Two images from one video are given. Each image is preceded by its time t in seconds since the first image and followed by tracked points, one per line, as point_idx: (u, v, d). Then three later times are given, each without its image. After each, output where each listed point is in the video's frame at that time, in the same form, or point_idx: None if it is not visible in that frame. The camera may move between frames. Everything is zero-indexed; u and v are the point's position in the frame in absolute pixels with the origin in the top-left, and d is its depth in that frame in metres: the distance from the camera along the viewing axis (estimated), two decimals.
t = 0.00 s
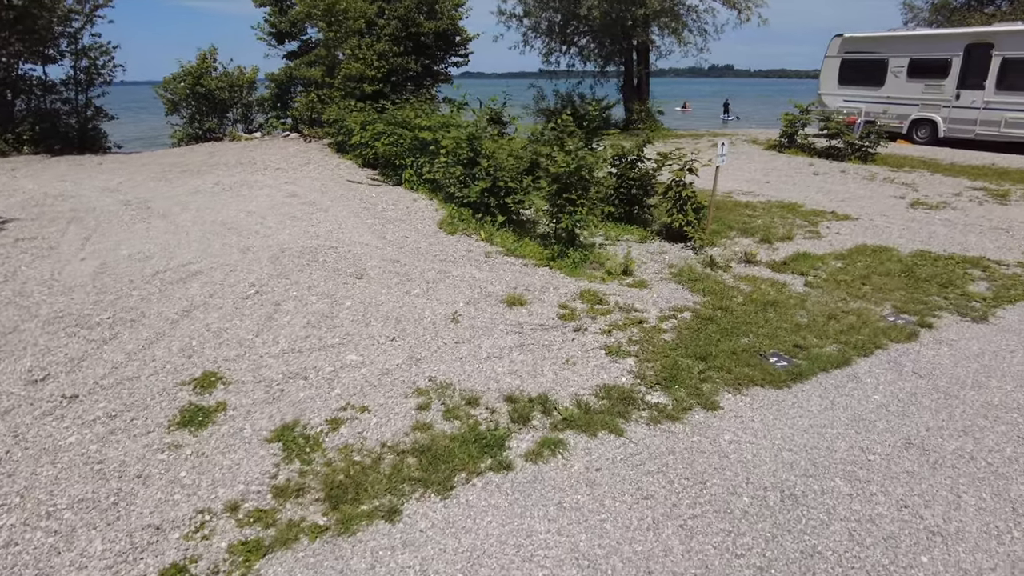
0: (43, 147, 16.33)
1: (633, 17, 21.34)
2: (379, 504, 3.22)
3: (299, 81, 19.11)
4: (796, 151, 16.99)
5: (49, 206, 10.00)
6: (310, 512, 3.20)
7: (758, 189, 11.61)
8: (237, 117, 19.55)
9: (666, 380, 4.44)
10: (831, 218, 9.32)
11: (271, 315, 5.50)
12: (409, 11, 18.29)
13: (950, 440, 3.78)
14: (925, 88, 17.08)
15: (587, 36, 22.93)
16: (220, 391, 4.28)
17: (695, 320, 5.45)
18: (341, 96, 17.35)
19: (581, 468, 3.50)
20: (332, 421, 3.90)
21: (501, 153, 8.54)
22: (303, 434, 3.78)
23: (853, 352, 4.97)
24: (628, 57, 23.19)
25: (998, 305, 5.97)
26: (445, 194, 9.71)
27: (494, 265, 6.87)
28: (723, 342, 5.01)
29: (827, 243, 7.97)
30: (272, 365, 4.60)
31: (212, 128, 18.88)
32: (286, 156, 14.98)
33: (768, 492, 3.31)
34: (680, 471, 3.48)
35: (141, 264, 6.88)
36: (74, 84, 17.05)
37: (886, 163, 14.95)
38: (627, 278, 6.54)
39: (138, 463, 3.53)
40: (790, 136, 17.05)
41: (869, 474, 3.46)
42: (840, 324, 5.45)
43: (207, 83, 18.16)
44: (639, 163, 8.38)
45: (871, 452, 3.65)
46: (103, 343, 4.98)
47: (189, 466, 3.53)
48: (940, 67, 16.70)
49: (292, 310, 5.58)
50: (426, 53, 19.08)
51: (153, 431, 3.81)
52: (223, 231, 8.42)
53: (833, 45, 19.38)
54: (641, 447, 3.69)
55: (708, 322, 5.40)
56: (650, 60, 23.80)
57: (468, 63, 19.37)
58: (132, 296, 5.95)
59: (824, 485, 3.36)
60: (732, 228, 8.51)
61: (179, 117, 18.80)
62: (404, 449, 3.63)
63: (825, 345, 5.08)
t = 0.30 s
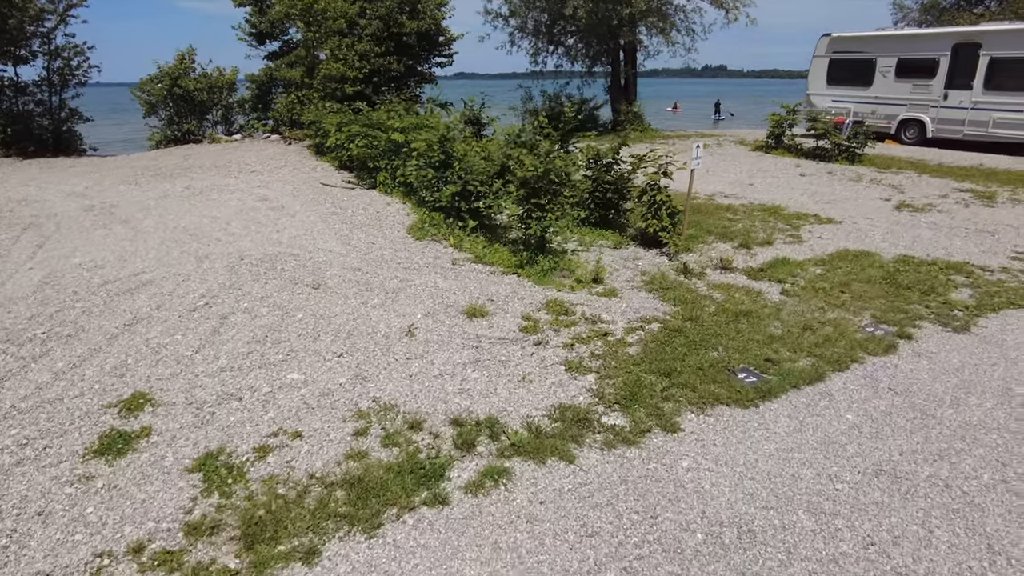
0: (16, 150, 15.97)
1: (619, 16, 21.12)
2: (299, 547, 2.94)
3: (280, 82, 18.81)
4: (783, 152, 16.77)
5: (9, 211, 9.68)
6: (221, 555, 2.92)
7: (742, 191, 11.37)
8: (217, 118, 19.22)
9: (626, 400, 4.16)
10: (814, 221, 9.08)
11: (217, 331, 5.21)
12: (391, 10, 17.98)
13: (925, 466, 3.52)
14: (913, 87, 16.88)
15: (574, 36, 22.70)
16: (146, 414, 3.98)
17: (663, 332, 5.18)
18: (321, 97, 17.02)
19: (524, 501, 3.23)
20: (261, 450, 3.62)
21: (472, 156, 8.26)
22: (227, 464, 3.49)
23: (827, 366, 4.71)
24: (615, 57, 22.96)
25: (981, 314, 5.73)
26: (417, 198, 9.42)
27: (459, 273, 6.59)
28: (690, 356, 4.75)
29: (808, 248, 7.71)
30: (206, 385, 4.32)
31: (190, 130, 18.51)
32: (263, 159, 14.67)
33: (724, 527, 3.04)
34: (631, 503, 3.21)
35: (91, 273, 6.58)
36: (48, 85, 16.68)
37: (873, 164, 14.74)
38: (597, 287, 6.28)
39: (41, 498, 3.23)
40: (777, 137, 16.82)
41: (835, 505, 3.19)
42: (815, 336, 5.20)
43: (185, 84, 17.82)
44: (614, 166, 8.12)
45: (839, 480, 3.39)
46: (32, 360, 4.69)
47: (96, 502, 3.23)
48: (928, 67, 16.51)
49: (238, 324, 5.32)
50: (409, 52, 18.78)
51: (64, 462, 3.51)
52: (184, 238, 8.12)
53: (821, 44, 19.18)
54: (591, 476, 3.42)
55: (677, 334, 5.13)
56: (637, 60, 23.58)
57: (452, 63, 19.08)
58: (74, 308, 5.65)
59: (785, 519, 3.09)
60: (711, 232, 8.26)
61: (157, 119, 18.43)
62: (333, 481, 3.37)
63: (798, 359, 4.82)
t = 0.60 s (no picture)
0: None
1: (612, 16, 20.89)
2: None
3: (268, 83, 18.58)
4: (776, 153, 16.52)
5: None
6: None
7: (731, 194, 11.14)
8: (204, 120, 18.98)
9: (592, 421, 3.93)
10: (804, 226, 8.84)
11: (170, 346, 4.98)
12: (379, 11, 17.74)
13: (905, 496, 3.28)
14: (909, 88, 16.64)
15: (567, 37, 22.48)
16: (78, 438, 3.73)
17: (636, 346, 4.94)
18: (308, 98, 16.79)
19: (470, 538, 2.99)
20: (194, 479, 3.38)
21: (449, 159, 8.02)
22: (155, 495, 3.25)
23: (807, 383, 4.47)
24: (608, 58, 22.74)
25: (971, 326, 5.49)
26: (396, 202, 9.16)
27: (430, 282, 6.33)
28: (663, 373, 4.51)
29: (795, 254, 7.47)
30: (148, 406, 4.07)
31: (176, 132, 18.26)
32: (247, 162, 14.43)
33: (686, 570, 2.79)
34: (586, 540, 2.97)
35: (49, 282, 6.34)
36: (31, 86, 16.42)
37: (868, 166, 14.50)
38: (573, 297, 6.05)
39: None
40: (770, 138, 16.56)
41: (807, 542, 2.95)
42: (795, 350, 4.96)
43: (170, 85, 17.57)
44: (596, 170, 7.89)
45: (812, 513, 3.14)
46: None
47: (7, 539, 2.98)
48: (923, 67, 16.28)
49: (193, 339, 5.10)
50: (399, 53, 18.54)
51: None
52: (153, 244, 7.88)
53: (816, 45, 18.94)
54: (545, 509, 3.17)
55: (651, 348, 4.89)
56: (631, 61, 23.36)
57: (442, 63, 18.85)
58: (24, 321, 5.40)
59: (751, 559, 2.85)
60: (695, 238, 8.03)
61: (143, 120, 18.18)
62: (267, 515, 3.13)
63: (777, 375, 4.57)
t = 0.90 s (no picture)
0: None
1: (604, 14, 20.62)
2: None
3: (255, 82, 18.31)
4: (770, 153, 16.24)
5: None
6: None
7: (721, 195, 10.86)
8: (191, 119, 18.69)
9: (553, 440, 3.64)
10: (794, 228, 8.56)
11: (115, 356, 4.70)
12: (368, 8, 17.46)
13: (888, 527, 3.01)
14: (905, 87, 16.37)
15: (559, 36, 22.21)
16: None
17: (609, 357, 4.66)
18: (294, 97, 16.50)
19: None
20: (113, 506, 3.10)
21: (426, 159, 7.73)
22: (66, 526, 2.97)
23: (788, 397, 4.19)
24: (601, 56, 22.48)
25: (964, 334, 5.21)
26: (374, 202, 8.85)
27: (400, 288, 6.03)
28: (634, 387, 4.23)
29: (784, 258, 7.20)
30: (78, 423, 3.79)
31: (162, 131, 17.95)
32: (230, 161, 14.16)
33: None
34: None
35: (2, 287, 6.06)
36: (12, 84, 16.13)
37: (863, 166, 14.23)
38: (548, 303, 5.78)
39: None
40: (764, 138, 16.28)
41: None
42: (778, 361, 4.67)
43: (155, 84, 17.28)
44: (578, 171, 7.60)
45: (785, 547, 2.87)
46: None
47: None
48: (920, 66, 16.01)
49: (142, 348, 4.82)
50: (388, 51, 18.26)
51: None
52: (119, 247, 7.61)
53: (812, 44, 18.68)
54: (493, 542, 2.90)
55: (624, 360, 4.61)
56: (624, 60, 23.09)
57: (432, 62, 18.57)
58: None
59: None
60: (680, 242, 7.77)
61: (127, 119, 17.89)
62: (187, 548, 2.86)
63: (756, 389, 4.29)
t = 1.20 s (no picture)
0: None
1: (595, 14, 20.36)
2: None
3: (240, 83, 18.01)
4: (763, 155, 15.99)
5: None
6: None
7: (709, 200, 10.62)
8: (176, 121, 18.38)
9: (511, 475, 3.39)
10: (782, 234, 8.31)
11: (55, 378, 4.42)
12: (354, 8, 17.16)
13: None
14: (900, 88, 16.13)
15: (551, 36, 21.95)
16: None
17: (578, 378, 4.40)
18: (279, 98, 16.23)
19: None
20: (20, 555, 2.84)
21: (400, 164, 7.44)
22: None
23: (767, 424, 3.93)
24: (592, 56, 22.21)
25: (954, 351, 4.96)
26: (349, 208, 8.58)
27: (366, 301, 5.76)
28: (602, 412, 3.97)
29: (769, 267, 6.95)
30: (1, 457, 3.52)
31: (145, 133, 17.63)
32: (211, 164, 13.87)
33: None
34: None
35: None
36: None
37: (856, 169, 13.99)
38: (522, 316, 5.52)
39: None
40: (757, 140, 16.02)
41: None
42: (757, 382, 4.41)
43: (138, 85, 16.97)
44: (558, 176, 7.37)
45: None
46: None
47: None
48: (914, 67, 15.77)
49: (85, 368, 4.55)
50: (376, 52, 17.97)
51: None
52: (82, 255, 7.34)
53: (806, 44, 18.43)
54: None
55: (594, 381, 4.35)
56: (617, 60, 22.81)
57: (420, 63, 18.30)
58: None
59: None
60: (663, 251, 7.51)
61: (110, 120, 17.57)
62: None
63: (732, 414, 4.03)
